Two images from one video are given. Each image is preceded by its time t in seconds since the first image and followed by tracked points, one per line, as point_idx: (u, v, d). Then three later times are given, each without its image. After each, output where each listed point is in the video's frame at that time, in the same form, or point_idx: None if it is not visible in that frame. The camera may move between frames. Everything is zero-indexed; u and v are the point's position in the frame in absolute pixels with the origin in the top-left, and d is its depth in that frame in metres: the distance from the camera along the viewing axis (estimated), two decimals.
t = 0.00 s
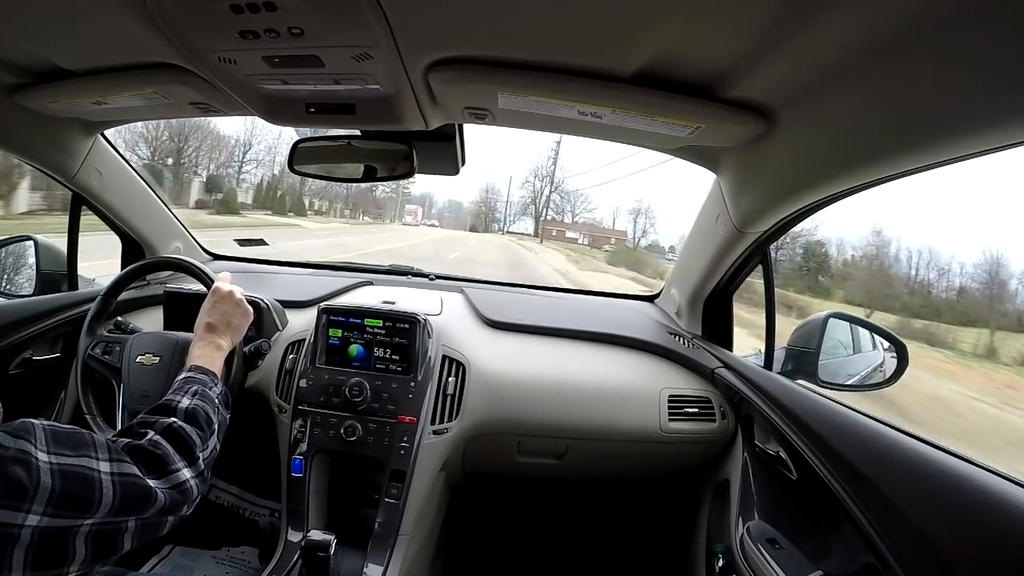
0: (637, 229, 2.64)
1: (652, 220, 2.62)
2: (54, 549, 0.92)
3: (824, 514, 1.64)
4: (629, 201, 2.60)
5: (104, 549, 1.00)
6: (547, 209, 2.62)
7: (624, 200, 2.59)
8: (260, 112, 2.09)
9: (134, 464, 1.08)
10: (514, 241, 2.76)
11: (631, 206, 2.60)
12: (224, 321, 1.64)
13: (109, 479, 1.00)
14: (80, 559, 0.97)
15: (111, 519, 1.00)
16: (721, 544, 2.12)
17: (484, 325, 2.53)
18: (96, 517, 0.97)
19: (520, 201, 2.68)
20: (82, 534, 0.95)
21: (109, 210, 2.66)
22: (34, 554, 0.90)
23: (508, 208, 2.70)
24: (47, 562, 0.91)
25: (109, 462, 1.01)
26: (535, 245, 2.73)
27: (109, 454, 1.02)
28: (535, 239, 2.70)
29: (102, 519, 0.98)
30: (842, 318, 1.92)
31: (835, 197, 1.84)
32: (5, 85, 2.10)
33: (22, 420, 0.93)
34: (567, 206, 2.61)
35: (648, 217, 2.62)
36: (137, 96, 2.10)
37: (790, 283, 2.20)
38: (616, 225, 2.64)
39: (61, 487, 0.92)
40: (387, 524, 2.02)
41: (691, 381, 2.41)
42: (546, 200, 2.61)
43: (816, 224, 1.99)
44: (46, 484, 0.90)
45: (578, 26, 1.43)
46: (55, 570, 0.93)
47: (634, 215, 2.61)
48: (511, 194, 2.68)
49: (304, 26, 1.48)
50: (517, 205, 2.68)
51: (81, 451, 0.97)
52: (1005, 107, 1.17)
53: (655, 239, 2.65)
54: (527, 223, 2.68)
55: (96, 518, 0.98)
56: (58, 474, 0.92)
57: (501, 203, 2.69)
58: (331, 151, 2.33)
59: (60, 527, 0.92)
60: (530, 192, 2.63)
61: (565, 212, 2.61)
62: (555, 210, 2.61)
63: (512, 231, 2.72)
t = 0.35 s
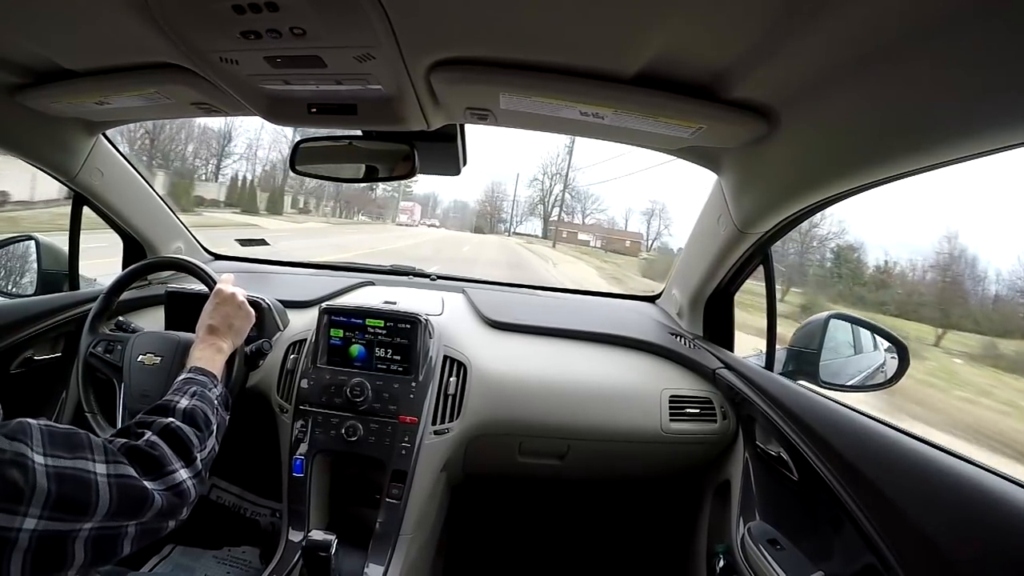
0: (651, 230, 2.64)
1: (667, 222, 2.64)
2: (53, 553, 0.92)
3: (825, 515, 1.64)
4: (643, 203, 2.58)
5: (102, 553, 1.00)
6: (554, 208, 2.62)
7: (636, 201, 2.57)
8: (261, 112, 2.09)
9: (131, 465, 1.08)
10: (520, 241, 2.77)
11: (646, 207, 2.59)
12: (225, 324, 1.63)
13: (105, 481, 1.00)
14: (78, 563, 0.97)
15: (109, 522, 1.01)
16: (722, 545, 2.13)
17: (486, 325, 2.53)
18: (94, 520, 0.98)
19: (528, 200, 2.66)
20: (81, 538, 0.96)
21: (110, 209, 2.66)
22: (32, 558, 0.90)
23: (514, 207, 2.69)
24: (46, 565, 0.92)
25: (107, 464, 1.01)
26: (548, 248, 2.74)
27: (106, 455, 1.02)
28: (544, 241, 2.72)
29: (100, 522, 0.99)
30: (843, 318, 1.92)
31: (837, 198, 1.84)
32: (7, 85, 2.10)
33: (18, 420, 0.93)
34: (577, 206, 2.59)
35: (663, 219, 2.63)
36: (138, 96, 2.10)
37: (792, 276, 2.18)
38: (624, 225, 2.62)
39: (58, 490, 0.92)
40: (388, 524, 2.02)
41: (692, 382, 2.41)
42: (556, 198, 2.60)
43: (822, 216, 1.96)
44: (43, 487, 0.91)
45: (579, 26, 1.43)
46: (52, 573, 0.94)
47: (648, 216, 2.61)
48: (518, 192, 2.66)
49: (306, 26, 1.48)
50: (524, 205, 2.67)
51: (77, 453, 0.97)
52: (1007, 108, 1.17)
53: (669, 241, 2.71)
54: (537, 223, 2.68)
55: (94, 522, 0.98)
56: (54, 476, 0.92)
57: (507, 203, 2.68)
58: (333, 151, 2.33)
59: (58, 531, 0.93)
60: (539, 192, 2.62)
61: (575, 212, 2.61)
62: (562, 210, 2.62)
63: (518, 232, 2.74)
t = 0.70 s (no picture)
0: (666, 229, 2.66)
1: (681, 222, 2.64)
2: (50, 559, 0.94)
3: (825, 515, 1.64)
4: (655, 202, 2.58)
5: (102, 553, 1.02)
6: (563, 206, 2.58)
7: (649, 201, 2.57)
8: (261, 112, 2.09)
9: (117, 454, 1.08)
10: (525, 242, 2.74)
11: (659, 206, 2.59)
12: (224, 321, 1.63)
13: (90, 474, 1.00)
14: (78, 565, 0.99)
15: (102, 522, 1.02)
16: (722, 544, 2.13)
17: (486, 325, 2.53)
18: (85, 519, 0.99)
19: (535, 199, 2.65)
20: (76, 541, 0.97)
21: (111, 209, 2.66)
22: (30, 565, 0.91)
23: (520, 207, 2.68)
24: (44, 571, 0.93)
25: (91, 456, 1.01)
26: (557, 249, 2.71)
27: (90, 446, 1.02)
28: (551, 242, 2.69)
29: (92, 521, 1.00)
30: (843, 319, 1.91)
31: (837, 198, 1.84)
32: (7, 85, 2.10)
33: None
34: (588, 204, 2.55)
35: (676, 219, 2.63)
36: (139, 96, 2.11)
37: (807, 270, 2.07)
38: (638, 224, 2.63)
39: (44, 491, 0.92)
40: (388, 524, 2.02)
41: (693, 382, 2.41)
42: (564, 195, 2.55)
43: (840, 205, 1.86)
44: (31, 491, 0.91)
45: (579, 26, 1.44)
46: None
47: (660, 216, 2.61)
48: (524, 193, 2.67)
49: (306, 26, 1.48)
50: (531, 205, 2.66)
51: (61, 447, 0.97)
52: (1008, 108, 1.16)
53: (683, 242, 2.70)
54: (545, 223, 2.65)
55: (86, 521, 0.99)
56: (39, 476, 0.92)
57: (511, 204, 2.67)
58: (332, 151, 2.33)
59: (52, 536, 0.94)
60: (546, 189, 2.60)
61: (583, 211, 2.57)
62: (571, 209, 2.58)
63: (523, 233, 2.70)
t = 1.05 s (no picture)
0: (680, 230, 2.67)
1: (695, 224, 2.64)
2: (29, 524, 0.95)
3: (825, 515, 1.64)
4: (670, 205, 2.59)
5: (85, 518, 1.03)
6: (574, 210, 2.60)
7: (663, 201, 2.57)
8: (261, 111, 2.09)
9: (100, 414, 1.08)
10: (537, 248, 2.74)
11: (674, 208, 2.59)
12: (224, 323, 1.63)
13: (71, 442, 1.00)
14: (62, 532, 1.00)
15: (80, 487, 1.02)
16: (722, 544, 2.13)
17: (486, 325, 2.53)
18: (61, 486, 0.99)
19: (543, 199, 2.62)
20: (54, 507, 0.98)
21: (110, 209, 2.66)
22: (9, 535, 0.93)
23: (526, 209, 2.65)
24: (28, 541, 0.95)
25: (76, 423, 1.01)
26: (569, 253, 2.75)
27: (77, 413, 1.02)
28: (563, 246, 2.71)
29: (69, 488, 1.00)
30: (843, 319, 1.91)
31: (837, 198, 1.84)
32: (7, 85, 2.10)
33: None
34: (601, 206, 2.58)
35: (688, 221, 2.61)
36: (138, 95, 2.11)
37: (829, 278, 1.93)
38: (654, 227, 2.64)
39: (26, 458, 0.94)
40: (388, 523, 2.02)
41: (693, 382, 2.41)
42: (575, 195, 2.57)
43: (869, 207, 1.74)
44: (9, 457, 0.93)
45: (579, 27, 1.44)
46: (38, 550, 0.97)
47: (674, 218, 2.62)
48: (531, 191, 2.64)
49: (306, 26, 1.48)
50: (538, 206, 2.63)
51: (47, 416, 0.98)
52: (1008, 107, 1.16)
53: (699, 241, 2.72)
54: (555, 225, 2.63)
55: (62, 487, 0.99)
56: (24, 445, 0.94)
57: (517, 204, 2.65)
58: (333, 151, 2.32)
59: (28, 504, 0.94)
60: (557, 185, 2.58)
61: (598, 214, 2.61)
62: (582, 213, 2.60)
63: (529, 236, 2.69)
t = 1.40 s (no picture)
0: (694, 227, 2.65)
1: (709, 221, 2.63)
2: (24, 498, 0.94)
3: (826, 516, 1.64)
4: (686, 205, 2.56)
5: (80, 490, 1.03)
6: (587, 212, 2.57)
7: (680, 201, 2.55)
8: (262, 112, 2.09)
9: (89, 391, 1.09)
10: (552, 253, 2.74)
11: (690, 208, 2.57)
12: (225, 324, 1.62)
13: (61, 414, 1.01)
14: (57, 503, 1.00)
15: (74, 458, 1.02)
16: (723, 545, 2.12)
17: (487, 325, 2.53)
18: (55, 459, 0.99)
19: (553, 198, 2.60)
20: (49, 479, 0.98)
21: (112, 209, 2.66)
22: (5, 508, 0.93)
23: (535, 208, 2.64)
24: (24, 514, 0.95)
25: (65, 396, 1.03)
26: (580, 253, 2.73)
27: (65, 387, 1.03)
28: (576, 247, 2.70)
29: (63, 460, 1.00)
30: (844, 320, 1.92)
31: (838, 198, 1.84)
32: (8, 85, 2.10)
33: None
34: (613, 206, 2.55)
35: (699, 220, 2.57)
36: (140, 96, 2.11)
37: (861, 284, 1.80)
38: (671, 227, 2.64)
39: (17, 431, 0.94)
40: (389, 524, 2.02)
41: (693, 382, 2.41)
42: (588, 193, 2.53)
43: (905, 209, 1.62)
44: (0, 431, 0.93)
45: (580, 27, 1.44)
46: (33, 522, 0.97)
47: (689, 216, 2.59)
48: (540, 190, 2.62)
49: (307, 27, 1.48)
50: (548, 206, 2.62)
51: (36, 391, 0.99)
52: (1009, 107, 1.16)
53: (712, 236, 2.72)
54: (564, 225, 2.64)
55: (56, 460, 0.99)
56: (15, 418, 0.95)
57: (525, 202, 2.63)
58: (333, 151, 2.33)
59: (21, 476, 0.94)
60: (567, 182, 2.54)
61: (609, 214, 2.57)
62: (594, 213, 2.57)
63: (536, 236, 2.68)
